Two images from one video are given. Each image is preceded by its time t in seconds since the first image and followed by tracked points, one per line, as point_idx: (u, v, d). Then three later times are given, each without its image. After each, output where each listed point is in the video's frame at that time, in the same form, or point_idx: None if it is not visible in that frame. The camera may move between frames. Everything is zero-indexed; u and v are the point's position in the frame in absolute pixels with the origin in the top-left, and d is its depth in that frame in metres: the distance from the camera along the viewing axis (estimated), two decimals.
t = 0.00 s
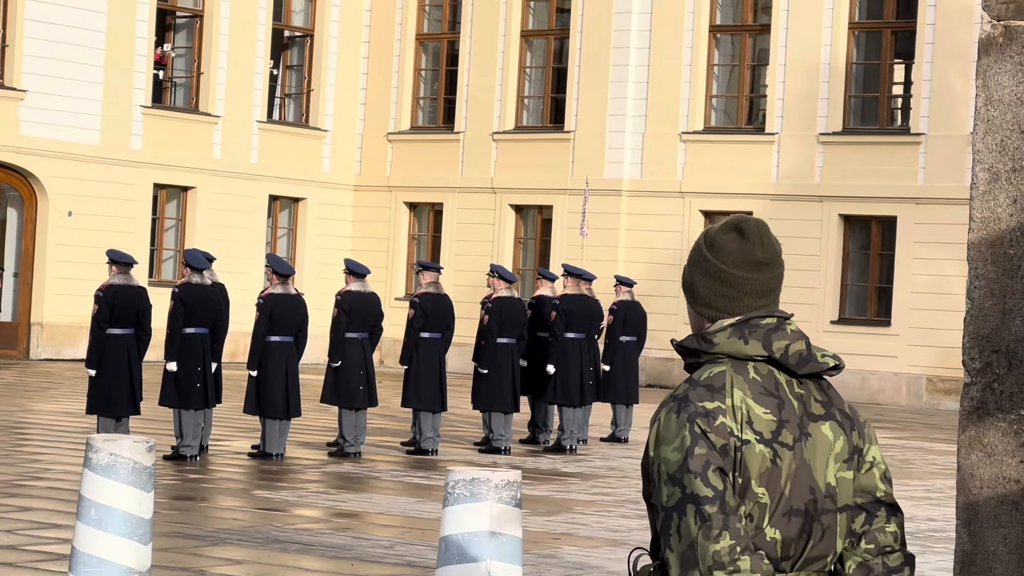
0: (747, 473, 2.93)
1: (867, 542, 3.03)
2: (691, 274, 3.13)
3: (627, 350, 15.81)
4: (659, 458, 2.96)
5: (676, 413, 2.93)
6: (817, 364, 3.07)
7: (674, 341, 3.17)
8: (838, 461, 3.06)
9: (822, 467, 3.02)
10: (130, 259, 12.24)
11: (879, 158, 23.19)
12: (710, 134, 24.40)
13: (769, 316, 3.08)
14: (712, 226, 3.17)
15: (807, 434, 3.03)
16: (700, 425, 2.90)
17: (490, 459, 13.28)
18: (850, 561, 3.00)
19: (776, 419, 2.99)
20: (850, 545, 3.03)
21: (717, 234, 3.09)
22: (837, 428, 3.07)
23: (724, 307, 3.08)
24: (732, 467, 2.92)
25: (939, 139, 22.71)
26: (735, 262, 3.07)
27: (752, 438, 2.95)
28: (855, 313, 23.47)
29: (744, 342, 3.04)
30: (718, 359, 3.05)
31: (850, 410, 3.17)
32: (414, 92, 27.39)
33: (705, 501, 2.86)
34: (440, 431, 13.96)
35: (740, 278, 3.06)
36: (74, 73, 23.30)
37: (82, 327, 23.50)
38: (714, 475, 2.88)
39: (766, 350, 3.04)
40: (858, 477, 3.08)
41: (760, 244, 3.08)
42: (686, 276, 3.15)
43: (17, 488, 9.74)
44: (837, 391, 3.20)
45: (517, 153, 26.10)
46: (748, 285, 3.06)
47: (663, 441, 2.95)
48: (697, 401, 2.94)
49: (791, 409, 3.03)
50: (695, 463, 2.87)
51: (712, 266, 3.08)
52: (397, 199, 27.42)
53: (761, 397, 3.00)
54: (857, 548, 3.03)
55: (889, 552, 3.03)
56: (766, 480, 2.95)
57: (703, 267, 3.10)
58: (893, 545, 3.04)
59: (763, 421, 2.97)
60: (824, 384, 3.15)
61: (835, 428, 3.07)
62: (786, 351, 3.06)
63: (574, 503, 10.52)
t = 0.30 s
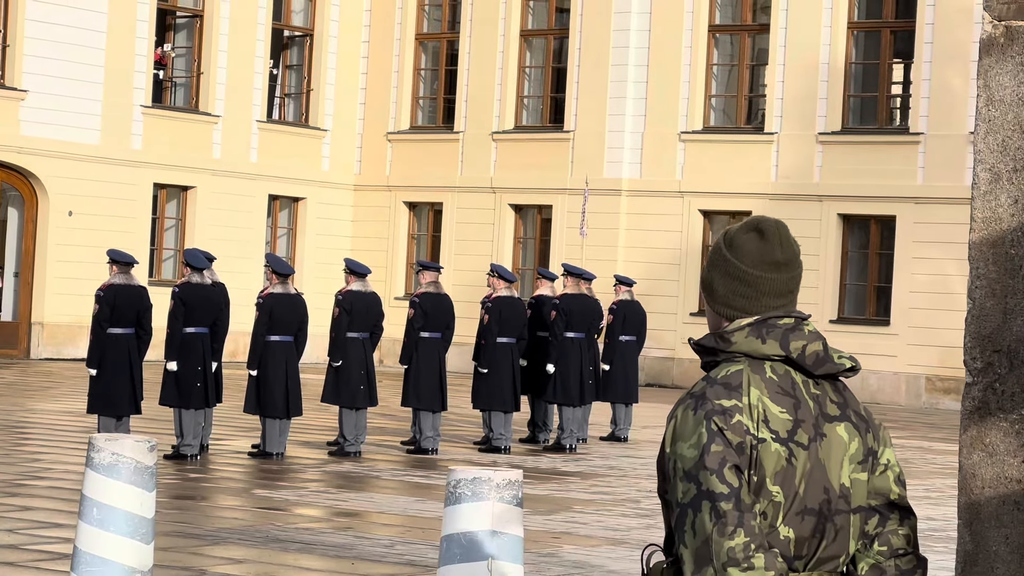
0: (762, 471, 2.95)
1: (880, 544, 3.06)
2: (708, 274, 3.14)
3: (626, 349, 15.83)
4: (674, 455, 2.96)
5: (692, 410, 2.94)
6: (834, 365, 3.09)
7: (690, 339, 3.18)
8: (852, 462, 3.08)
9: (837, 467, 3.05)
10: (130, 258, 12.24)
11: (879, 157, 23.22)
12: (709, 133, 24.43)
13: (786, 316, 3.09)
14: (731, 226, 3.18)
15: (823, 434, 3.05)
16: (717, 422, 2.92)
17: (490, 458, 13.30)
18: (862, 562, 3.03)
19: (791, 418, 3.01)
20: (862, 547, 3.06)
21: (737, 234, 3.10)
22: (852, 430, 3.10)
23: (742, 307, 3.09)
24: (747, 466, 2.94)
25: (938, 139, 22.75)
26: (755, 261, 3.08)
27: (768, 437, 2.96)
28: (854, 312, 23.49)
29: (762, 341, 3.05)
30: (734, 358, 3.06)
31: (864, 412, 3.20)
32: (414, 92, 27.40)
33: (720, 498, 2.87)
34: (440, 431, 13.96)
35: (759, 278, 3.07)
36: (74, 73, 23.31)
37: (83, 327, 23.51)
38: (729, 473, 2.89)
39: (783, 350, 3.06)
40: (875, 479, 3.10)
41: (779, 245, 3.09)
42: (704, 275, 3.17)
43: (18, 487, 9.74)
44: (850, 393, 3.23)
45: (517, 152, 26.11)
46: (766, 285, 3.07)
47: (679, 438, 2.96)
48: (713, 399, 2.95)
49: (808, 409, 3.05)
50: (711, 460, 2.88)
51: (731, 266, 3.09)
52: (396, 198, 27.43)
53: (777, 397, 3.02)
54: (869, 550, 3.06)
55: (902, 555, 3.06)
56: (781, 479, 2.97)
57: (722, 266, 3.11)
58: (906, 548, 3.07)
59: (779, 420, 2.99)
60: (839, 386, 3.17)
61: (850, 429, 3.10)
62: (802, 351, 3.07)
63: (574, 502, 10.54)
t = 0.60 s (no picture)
0: (793, 469, 3.03)
1: (906, 542, 3.23)
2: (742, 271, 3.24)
3: (630, 349, 15.84)
4: (706, 450, 3.05)
5: (726, 407, 3.02)
6: (866, 363, 3.18)
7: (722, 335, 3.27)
8: (881, 460, 3.19)
9: (866, 465, 3.16)
10: (133, 258, 12.24)
11: (883, 157, 23.22)
12: (712, 133, 24.43)
13: (819, 313, 3.19)
14: (766, 223, 3.28)
15: (852, 432, 3.15)
16: (749, 421, 3.00)
17: (494, 458, 13.31)
18: (889, 559, 3.19)
19: (823, 417, 3.10)
20: (890, 545, 3.22)
21: (771, 231, 3.21)
22: (883, 428, 3.20)
23: (776, 303, 3.19)
24: (779, 464, 3.02)
25: (941, 139, 22.76)
26: (790, 258, 3.18)
27: (800, 435, 3.05)
28: (857, 312, 23.50)
29: (795, 338, 3.15)
30: (767, 354, 3.16)
31: (893, 408, 3.30)
32: (417, 91, 27.39)
33: (752, 496, 2.95)
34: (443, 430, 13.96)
35: (793, 274, 3.17)
36: (76, 73, 23.29)
37: (86, 326, 23.51)
38: (761, 471, 2.97)
39: (816, 347, 3.15)
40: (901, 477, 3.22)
41: (814, 242, 3.19)
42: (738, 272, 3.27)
43: (23, 486, 9.75)
44: (880, 390, 3.32)
45: (520, 152, 26.11)
46: (799, 282, 3.17)
47: (712, 435, 3.04)
48: (746, 396, 3.04)
49: (840, 408, 3.15)
50: (744, 457, 2.96)
51: (766, 262, 3.19)
52: (400, 198, 27.44)
53: (810, 395, 3.11)
54: (896, 547, 3.22)
55: (929, 552, 3.23)
56: (811, 476, 3.06)
57: (756, 262, 3.21)
58: (932, 544, 3.24)
59: (812, 418, 3.08)
60: (870, 384, 3.26)
61: (880, 428, 3.20)
62: (835, 349, 3.17)
63: (578, 502, 10.55)
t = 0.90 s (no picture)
0: (824, 465, 3.03)
1: (939, 537, 3.20)
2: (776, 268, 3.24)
3: (635, 347, 15.86)
4: (739, 445, 3.05)
5: (759, 402, 3.02)
6: (899, 360, 3.17)
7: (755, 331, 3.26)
8: (912, 457, 3.18)
9: (897, 461, 3.15)
10: (139, 256, 12.28)
11: (887, 154, 23.23)
12: (717, 131, 24.43)
13: (853, 311, 3.18)
14: (801, 217, 3.26)
15: (884, 429, 3.14)
16: (782, 416, 3.00)
17: (499, 456, 13.30)
18: (920, 555, 3.18)
19: (855, 414, 3.10)
20: (920, 540, 3.21)
21: (808, 226, 3.18)
22: (914, 425, 3.20)
23: (810, 299, 3.18)
24: (809, 459, 3.02)
25: (946, 137, 22.75)
26: (826, 254, 3.17)
27: (831, 431, 3.05)
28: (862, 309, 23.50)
29: (828, 335, 3.13)
30: (800, 350, 3.14)
31: (925, 406, 3.30)
32: (422, 89, 27.40)
33: (783, 491, 2.95)
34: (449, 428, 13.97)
35: (830, 270, 3.16)
36: (82, 71, 23.30)
37: (92, 324, 23.53)
38: (793, 466, 2.97)
39: (850, 344, 3.13)
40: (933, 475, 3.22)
41: (851, 238, 3.17)
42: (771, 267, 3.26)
43: (28, 484, 9.77)
44: (912, 387, 3.31)
45: (525, 150, 26.11)
46: (836, 278, 3.16)
47: (744, 430, 3.04)
48: (779, 392, 3.04)
49: (872, 406, 3.14)
50: (775, 452, 2.97)
51: (802, 258, 3.18)
52: (404, 196, 27.45)
53: (842, 392, 3.10)
54: (927, 543, 3.20)
55: (962, 547, 3.20)
56: (842, 472, 3.06)
57: (792, 257, 3.19)
58: (966, 540, 3.21)
59: (844, 415, 3.08)
60: (903, 381, 3.25)
61: (911, 425, 3.20)
62: (868, 346, 3.16)
63: (583, 500, 10.55)
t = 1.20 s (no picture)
0: (858, 456, 2.97)
1: (964, 527, 3.13)
2: (802, 262, 3.13)
3: (640, 344, 15.86)
4: (774, 438, 2.98)
5: (793, 394, 2.96)
6: (922, 353, 3.14)
7: (776, 330, 3.16)
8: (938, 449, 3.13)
9: (925, 454, 3.10)
10: (143, 252, 12.24)
11: (892, 151, 23.19)
12: (722, 128, 24.40)
13: (878, 306, 3.14)
14: (820, 212, 3.16)
15: (911, 422, 3.09)
16: (817, 407, 2.94)
17: (504, 452, 13.31)
18: (948, 547, 3.11)
19: (885, 406, 3.04)
20: (945, 532, 3.13)
21: (840, 221, 3.11)
22: (937, 418, 3.15)
23: (845, 296, 3.10)
24: (846, 451, 2.96)
25: (951, 133, 22.71)
26: (861, 249, 3.11)
27: (865, 422, 2.99)
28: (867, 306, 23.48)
29: (854, 329, 3.08)
30: (825, 346, 3.08)
31: (943, 400, 3.24)
32: (427, 86, 27.40)
33: (824, 481, 2.90)
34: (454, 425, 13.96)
35: (866, 267, 3.10)
36: (86, 67, 23.33)
37: (96, 321, 23.57)
38: (831, 456, 2.92)
39: (876, 337, 3.09)
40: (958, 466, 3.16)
41: (879, 232, 3.14)
42: (786, 261, 3.16)
43: (33, 481, 9.78)
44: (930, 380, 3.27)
45: (529, 147, 26.11)
46: (871, 273, 3.11)
47: (778, 422, 2.98)
48: (812, 383, 2.97)
49: (901, 397, 3.09)
50: (814, 443, 2.91)
51: (841, 253, 3.09)
52: (410, 193, 27.44)
53: (871, 384, 3.04)
54: (954, 533, 3.13)
55: (986, 538, 3.14)
56: (876, 464, 3.00)
57: (830, 254, 3.10)
58: (990, 530, 3.15)
59: (875, 407, 3.02)
60: (922, 374, 3.22)
61: (935, 418, 3.14)
62: (894, 339, 3.12)
63: (588, 496, 10.55)
